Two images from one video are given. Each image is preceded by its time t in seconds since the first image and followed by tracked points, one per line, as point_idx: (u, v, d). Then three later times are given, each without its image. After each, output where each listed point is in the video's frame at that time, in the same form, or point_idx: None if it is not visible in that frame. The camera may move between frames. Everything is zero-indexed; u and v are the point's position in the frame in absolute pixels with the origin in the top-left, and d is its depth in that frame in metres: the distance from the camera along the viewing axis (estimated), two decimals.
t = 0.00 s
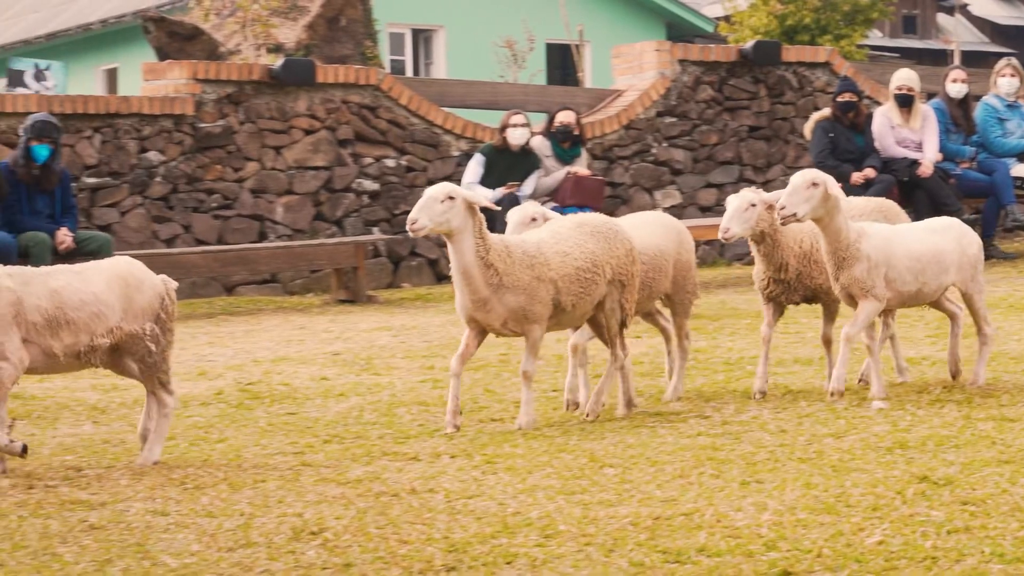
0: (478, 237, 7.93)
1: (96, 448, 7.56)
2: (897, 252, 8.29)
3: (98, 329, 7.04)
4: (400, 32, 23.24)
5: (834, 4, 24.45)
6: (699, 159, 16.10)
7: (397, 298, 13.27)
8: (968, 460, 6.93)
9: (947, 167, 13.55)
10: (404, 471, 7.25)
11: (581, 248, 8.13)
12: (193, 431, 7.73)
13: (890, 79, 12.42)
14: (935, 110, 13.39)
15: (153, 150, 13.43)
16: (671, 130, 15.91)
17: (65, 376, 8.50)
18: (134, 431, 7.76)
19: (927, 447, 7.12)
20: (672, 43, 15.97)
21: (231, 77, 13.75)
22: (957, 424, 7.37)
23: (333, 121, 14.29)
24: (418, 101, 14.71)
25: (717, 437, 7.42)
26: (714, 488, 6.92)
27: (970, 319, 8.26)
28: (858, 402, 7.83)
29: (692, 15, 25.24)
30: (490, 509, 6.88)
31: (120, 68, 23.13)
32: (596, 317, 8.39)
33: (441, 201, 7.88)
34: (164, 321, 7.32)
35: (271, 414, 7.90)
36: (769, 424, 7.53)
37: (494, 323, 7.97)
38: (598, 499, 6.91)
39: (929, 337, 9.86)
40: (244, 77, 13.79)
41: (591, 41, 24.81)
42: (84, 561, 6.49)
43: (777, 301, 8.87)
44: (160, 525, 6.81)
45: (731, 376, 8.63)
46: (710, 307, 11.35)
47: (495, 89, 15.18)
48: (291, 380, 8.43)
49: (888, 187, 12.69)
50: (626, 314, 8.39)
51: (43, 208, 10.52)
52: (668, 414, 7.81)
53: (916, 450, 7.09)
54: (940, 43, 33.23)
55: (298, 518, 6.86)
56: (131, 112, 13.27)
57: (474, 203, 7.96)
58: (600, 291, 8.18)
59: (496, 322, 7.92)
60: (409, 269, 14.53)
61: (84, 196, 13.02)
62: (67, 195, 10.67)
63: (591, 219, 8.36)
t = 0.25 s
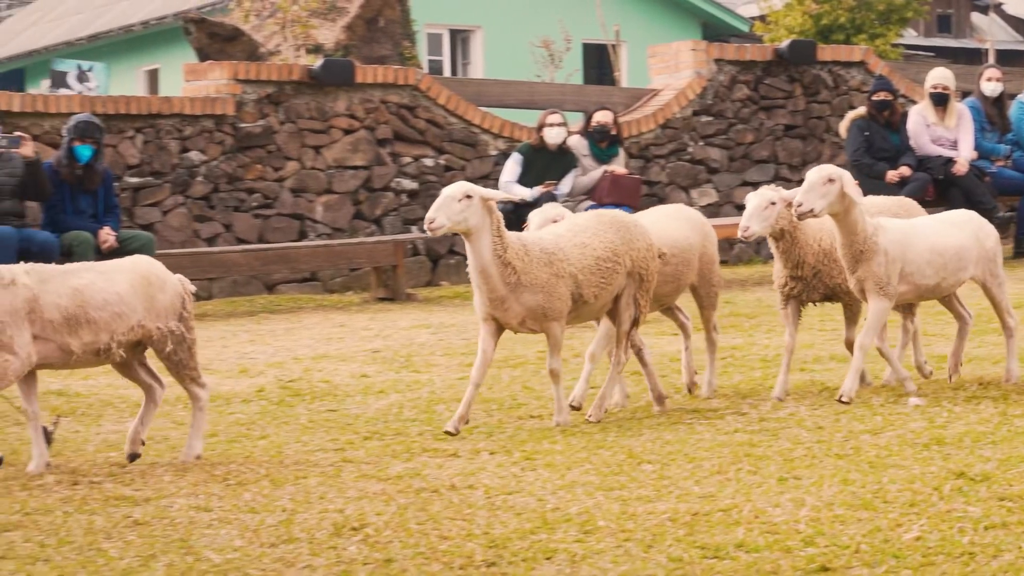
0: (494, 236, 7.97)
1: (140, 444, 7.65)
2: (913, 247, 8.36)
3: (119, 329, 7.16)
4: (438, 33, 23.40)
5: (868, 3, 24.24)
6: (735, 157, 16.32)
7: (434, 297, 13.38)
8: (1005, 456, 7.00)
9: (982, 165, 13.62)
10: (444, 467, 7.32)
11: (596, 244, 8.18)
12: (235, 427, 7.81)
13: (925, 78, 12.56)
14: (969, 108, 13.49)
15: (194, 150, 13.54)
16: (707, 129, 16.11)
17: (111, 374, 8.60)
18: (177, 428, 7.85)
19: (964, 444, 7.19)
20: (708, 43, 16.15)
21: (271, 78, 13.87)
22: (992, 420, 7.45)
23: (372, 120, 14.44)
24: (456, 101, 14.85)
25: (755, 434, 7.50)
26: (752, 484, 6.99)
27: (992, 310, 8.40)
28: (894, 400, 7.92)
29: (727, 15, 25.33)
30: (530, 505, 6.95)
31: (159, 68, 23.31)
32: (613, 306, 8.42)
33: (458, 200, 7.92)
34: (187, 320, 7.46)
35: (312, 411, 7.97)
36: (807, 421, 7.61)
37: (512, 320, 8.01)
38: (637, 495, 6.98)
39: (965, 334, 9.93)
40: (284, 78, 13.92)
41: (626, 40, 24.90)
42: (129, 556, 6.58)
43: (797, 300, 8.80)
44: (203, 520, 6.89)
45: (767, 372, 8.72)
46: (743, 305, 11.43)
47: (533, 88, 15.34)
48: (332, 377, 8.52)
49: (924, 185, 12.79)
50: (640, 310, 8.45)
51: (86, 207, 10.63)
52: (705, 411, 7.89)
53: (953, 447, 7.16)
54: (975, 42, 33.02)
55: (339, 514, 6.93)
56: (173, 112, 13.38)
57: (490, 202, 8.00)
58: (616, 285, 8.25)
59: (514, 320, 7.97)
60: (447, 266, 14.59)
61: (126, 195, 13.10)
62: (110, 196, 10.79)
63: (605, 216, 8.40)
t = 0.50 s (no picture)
0: (514, 238, 7.97)
1: (183, 440, 7.75)
2: (932, 249, 8.36)
3: (140, 320, 7.21)
4: (478, 33, 23.55)
5: (905, 3, 24.18)
6: (772, 157, 16.41)
7: (473, 295, 13.50)
8: None
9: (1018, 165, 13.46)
10: (484, 463, 7.40)
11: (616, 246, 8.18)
12: (277, 424, 7.90)
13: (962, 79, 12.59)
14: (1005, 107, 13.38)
15: (236, 150, 13.68)
16: (744, 129, 16.22)
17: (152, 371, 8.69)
18: (220, 425, 7.94)
19: (999, 440, 7.25)
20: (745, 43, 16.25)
21: (312, 78, 14.02)
22: None
23: (412, 120, 14.57)
24: (496, 100, 14.99)
25: (792, 430, 7.57)
26: (790, 481, 7.05)
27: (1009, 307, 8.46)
28: (931, 397, 8.01)
29: (764, 16, 25.44)
30: (569, 501, 7.02)
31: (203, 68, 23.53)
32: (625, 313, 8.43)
33: (479, 201, 7.91)
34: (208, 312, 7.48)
35: (353, 408, 8.06)
36: (843, 418, 7.69)
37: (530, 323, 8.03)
38: (675, 491, 7.05)
39: (1001, 332, 9.99)
40: (325, 78, 14.07)
41: (664, 41, 25.03)
42: (174, 551, 6.67)
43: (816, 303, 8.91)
44: (247, 516, 6.97)
45: (804, 369, 8.81)
46: (778, 304, 11.50)
47: (571, 88, 15.51)
48: (372, 375, 8.62)
49: (961, 184, 12.88)
50: (658, 310, 8.44)
51: (129, 206, 10.75)
52: (743, 408, 7.98)
53: (988, 443, 7.22)
54: (1010, 42, 32.92)
55: (380, 510, 7.01)
56: (216, 113, 13.50)
57: (510, 203, 8.00)
58: (634, 285, 8.25)
59: (532, 323, 7.99)
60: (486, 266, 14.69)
61: (170, 195, 13.25)
62: (154, 194, 10.91)
63: (626, 216, 8.40)
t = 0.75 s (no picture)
0: (529, 243, 8.05)
1: (223, 436, 7.85)
2: (948, 248, 8.36)
3: (153, 315, 7.26)
4: (513, 34, 23.85)
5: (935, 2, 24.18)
6: (803, 155, 16.98)
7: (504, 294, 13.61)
8: None
9: None
10: (519, 459, 7.49)
11: (634, 252, 8.18)
12: (315, 419, 8.00)
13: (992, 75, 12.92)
14: None
15: (274, 149, 14.31)
16: (776, 127, 16.78)
17: (191, 368, 8.80)
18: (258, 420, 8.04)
19: None
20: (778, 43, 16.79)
21: (348, 78, 14.60)
22: None
23: (446, 120, 15.15)
24: (529, 100, 15.56)
25: (824, 426, 7.66)
26: (822, 476, 7.13)
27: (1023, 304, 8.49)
28: (961, 394, 8.10)
29: (795, 15, 25.59)
30: (603, 496, 7.10)
31: (241, 68, 23.93)
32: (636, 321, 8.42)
33: (496, 206, 7.99)
34: (222, 308, 7.53)
35: (390, 404, 8.17)
36: (875, 414, 7.77)
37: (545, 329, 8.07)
38: (708, 486, 7.13)
39: None
40: (361, 78, 14.65)
41: (697, 41, 25.35)
42: (213, 545, 6.77)
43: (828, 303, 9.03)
44: (285, 511, 7.06)
45: (835, 366, 8.91)
46: (807, 302, 11.58)
47: (604, 88, 16.14)
48: (408, 371, 8.74)
49: (991, 182, 13.17)
50: (673, 317, 8.41)
51: (168, 204, 11.63)
52: (774, 404, 8.07)
53: (1020, 440, 7.29)
54: None
55: (417, 504, 7.10)
56: (254, 112, 14.12)
57: (526, 208, 8.06)
58: (648, 292, 8.22)
59: (546, 329, 8.03)
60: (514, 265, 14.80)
61: (209, 193, 13.86)
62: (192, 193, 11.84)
63: (646, 221, 8.42)
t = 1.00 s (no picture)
0: (547, 242, 8.14)
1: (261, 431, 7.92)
2: (964, 242, 8.40)
3: (166, 322, 7.36)
4: (548, 33, 24.13)
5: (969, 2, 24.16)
6: (837, 154, 17.27)
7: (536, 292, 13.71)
8: None
9: None
10: (555, 455, 7.56)
11: (652, 255, 8.20)
12: (353, 416, 8.07)
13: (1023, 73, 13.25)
14: None
15: (312, 148, 14.47)
16: (810, 127, 17.05)
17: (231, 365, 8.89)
18: (296, 416, 8.11)
19: None
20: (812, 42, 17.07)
21: (386, 78, 14.75)
22: None
23: (483, 118, 15.34)
24: (565, 99, 15.75)
25: (858, 423, 7.72)
26: (857, 472, 7.18)
27: None
28: (994, 391, 8.17)
29: (828, 14, 25.67)
30: (639, 492, 7.16)
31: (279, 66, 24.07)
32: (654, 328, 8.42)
33: (514, 205, 8.09)
34: (234, 310, 7.58)
35: (427, 401, 8.25)
36: (909, 411, 7.84)
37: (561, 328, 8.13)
38: (743, 483, 7.19)
39: None
40: (398, 78, 14.79)
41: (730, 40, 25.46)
42: (252, 540, 6.85)
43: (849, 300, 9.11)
44: (324, 506, 7.14)
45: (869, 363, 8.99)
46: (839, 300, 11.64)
47: (639, 88, 16.38)
48: (445, 368, 8.85)
49: None
50: (694, 320, 8.43)
51: (208, 202, 12.09)
52: (809, 401, 8.14)
53: None
54: None
55: (454, 500, 7.17)
56: (292, 112, 14.29)
57: (545, 209, 8.14)
58: (663, 299, 8.23)
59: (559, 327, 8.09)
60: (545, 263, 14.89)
61: (247, 193, 14.03)
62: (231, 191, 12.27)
63: (668, 224, 8.45)
